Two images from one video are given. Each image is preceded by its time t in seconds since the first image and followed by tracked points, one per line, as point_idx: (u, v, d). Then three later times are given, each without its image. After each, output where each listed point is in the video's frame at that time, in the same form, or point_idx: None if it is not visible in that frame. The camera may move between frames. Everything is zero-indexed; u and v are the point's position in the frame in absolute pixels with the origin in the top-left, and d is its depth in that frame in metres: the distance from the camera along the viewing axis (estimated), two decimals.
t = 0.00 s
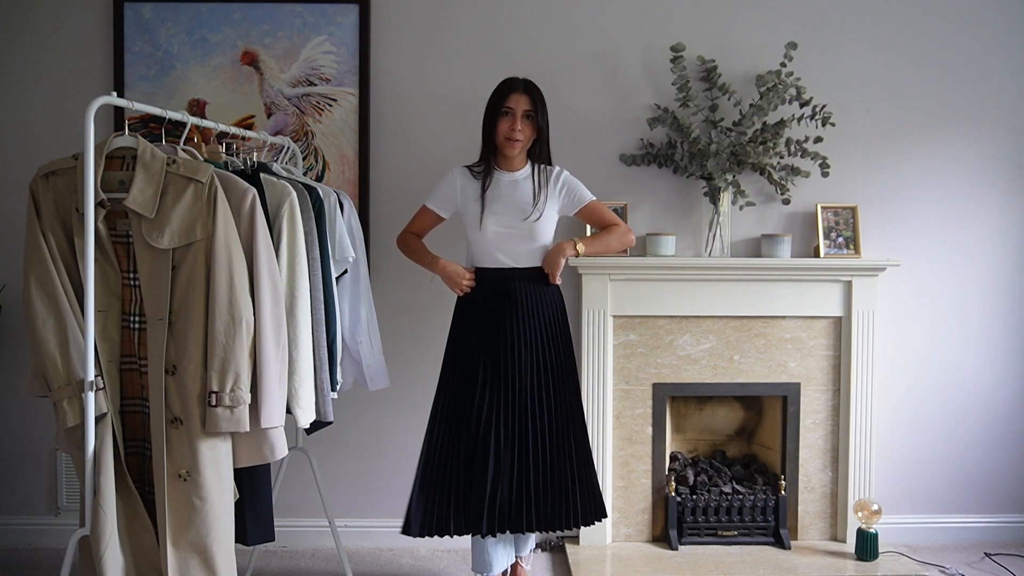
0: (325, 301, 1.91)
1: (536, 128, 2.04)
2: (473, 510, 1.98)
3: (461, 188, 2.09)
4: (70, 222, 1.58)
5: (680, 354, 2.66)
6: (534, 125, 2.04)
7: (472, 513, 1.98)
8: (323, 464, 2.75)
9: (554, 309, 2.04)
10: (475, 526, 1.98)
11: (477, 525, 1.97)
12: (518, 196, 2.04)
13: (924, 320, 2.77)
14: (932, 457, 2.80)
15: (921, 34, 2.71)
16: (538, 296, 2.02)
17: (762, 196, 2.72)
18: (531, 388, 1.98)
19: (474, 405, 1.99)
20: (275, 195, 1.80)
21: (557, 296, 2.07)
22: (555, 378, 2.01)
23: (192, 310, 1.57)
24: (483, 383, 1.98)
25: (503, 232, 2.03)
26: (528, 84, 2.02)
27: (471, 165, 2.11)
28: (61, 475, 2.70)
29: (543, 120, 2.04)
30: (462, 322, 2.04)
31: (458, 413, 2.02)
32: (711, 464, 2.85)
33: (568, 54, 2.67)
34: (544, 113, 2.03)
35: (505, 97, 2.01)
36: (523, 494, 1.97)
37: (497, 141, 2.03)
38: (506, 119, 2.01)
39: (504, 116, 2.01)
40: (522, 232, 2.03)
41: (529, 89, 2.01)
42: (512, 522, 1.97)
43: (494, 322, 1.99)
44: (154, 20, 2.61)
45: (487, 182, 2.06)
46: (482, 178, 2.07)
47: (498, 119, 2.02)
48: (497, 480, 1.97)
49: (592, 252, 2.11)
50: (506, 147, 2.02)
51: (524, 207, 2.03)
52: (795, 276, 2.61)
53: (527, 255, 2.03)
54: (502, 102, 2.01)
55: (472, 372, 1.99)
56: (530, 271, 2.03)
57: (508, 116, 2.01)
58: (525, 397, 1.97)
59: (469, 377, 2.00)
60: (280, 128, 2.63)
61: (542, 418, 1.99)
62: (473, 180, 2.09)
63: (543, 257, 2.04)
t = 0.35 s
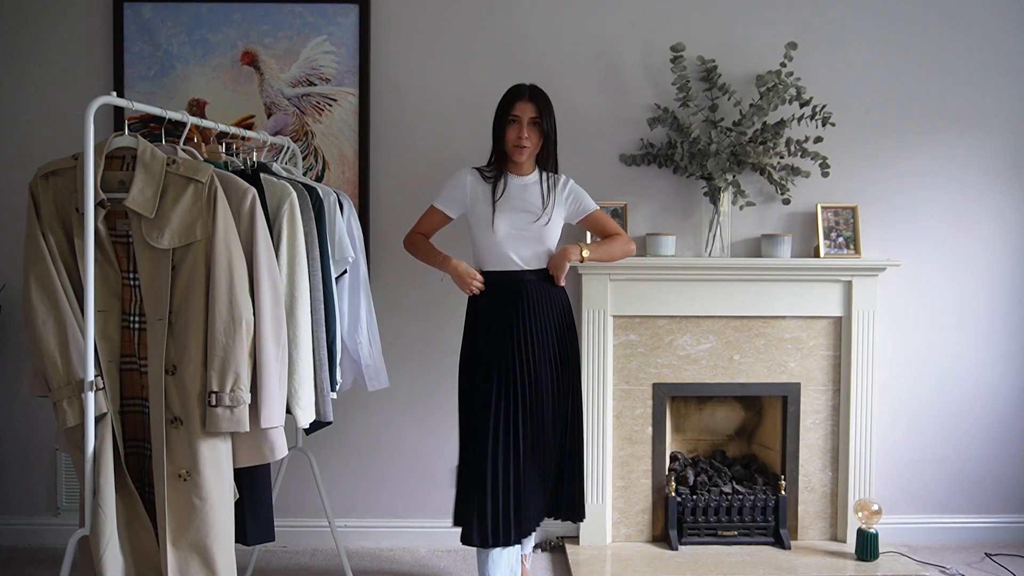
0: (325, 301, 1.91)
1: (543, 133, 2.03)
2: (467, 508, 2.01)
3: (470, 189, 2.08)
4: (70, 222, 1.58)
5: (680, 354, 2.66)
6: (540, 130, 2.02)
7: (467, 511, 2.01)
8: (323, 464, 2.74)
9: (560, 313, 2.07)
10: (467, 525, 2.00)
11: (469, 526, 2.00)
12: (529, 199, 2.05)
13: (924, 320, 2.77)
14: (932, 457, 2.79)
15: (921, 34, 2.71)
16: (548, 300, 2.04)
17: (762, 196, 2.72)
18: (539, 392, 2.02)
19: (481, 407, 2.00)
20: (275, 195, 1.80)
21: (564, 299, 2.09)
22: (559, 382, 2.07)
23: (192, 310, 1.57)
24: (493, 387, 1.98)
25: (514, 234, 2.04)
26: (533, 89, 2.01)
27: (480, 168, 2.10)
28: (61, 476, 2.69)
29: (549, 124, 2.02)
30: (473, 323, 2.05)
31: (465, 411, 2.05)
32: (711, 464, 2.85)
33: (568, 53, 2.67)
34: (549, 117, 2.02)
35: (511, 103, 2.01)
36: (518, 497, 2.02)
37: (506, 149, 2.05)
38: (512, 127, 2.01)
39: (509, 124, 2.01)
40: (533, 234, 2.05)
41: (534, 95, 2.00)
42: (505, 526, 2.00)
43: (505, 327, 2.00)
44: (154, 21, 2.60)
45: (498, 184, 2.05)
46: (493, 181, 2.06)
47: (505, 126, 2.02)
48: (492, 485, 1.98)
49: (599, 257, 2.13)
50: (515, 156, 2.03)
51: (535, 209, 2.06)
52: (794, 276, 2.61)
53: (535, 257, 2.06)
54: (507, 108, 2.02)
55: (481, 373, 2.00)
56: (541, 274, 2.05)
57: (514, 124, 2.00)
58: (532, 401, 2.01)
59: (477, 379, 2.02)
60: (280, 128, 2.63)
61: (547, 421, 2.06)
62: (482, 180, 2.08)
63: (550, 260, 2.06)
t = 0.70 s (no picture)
0: (325, 301, 1.91)
1: (546, 135, 2.03)
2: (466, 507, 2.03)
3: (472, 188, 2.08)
4: (70, 222, 1.58)
5: (680, 354, 2.66)
6: (544, 133, 2.03)
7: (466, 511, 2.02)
8: (323, 464, 2.74)
9: (563, 313, 2.08)
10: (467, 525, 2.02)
11: (470, 526, 2.01)
12: (531, 201, 2.06)
13: (924, 321, 2.77)
14: (933, 457, 2.79)
15: (921, 34, 2.71)
16: (551, 299, 2.05)
17: (762, 196, 2.72)
18: (542, 394, 2.03)
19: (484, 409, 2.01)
20: (275, 195, 1.80)
21: (565, 299, 2.10)
22: (563, 383, 2.07)
23: (192, 310, 1.57)
24: (497, 388, 1.99)
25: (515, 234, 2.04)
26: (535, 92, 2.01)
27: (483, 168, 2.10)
28: (61, 476, 2.69)
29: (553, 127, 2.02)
30: (475, 323, 2.05)
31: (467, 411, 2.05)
32: (711, 464, 2.85)
33: (568, 54, 2.67)
34: (553, 120, 2.02)
35: (514, 107, 2.00)
36: (517, 500, 2.03)
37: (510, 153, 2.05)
38: (516, 130, 2.01)
39: (513, 127, 2.01)
40: (535, 234, 2.05)
41: (537, 98, 2.00)
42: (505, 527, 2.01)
43: (509, 327, 2.00)
44: (154, 20, 2.60)
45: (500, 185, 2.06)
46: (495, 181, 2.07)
47: (509, 128, 2.02)
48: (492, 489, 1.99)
49: (599, 259, 2.13)
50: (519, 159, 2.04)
51: (537, 211, 2.06)
52: (795, 276, 2.61)
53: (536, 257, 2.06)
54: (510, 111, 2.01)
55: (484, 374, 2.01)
56: (543, 273, 2.05)
57: (518, 127, 2.00)
58: (536, 404, 2.02)
59: (480, 380, 2.02)
60: (280, 128, 2.63)
61: (552, 422, 2.05)
62: (485, 180, 2.08)
63: (550, 261, 2.07)
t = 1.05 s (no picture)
0: (325, 301, 1.91)
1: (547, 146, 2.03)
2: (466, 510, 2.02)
3: (472, 188, 2.08)
4: (70, 222, 1.58)
5: (680, 354, 2.66)
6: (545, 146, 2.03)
7: (467, 513, 2.01)
8: (323, 464, 2.74)
9: (563, 312, 2.08)
10: (468, 526, 2.01)
11: (470, 526, 2.00)
12: (531, 202, 2.06)
13: (924, 321, 2.77)
14: (932, 457, 2.79)
15: (921, 34, 2.71)
16: (551, 299, 2.05)
17: (762, 196, 2.72)
18: (543, 392, 2.03)
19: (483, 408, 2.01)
20: (275, 195, 1.80)
21: (566, 300, 2.10)
22: (564, 381, 2.07)
23: (192, 310, 1.57)
24: (497, 387, 1.99)
25: (515, 233, 2.04)
26: (535, 103, 1.98)
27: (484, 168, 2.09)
28: (61, 476, 2.69)
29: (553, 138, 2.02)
30: (476, 324, 2.05)
31: (467, 412, 2.05)
32: (711, 464, 2.85)
33: (568, 53, 2.67)
34: (553, 131, 2.00)
35: (514, 121, 1.99)
36: (518, 498, 2.02)
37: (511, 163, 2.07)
38: (517, 145, 2.01)
39: (513, 140, 2.00)
40: (535, 234, 2.06)
41: (537, 110, 1.97)
42: (507, 527, 2.00)
43: (509, 327, 2.00)
44: (154, 21, 2.60)
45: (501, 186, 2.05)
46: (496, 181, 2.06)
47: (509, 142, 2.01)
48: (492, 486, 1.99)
49: (599, 259, 2.13)
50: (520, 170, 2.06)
51: (536, 211, 2.06)
52: (795, 276, 2.61)
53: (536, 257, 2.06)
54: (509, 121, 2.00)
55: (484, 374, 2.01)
56: (543, 273, 2.06)
57: (519, 143, 2.00)
58: (536, 402, 2.02)
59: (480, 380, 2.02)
60: (280, 128, 2.63)
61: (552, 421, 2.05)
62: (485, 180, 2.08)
63: (549, 261, 2.08)
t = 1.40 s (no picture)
0: (325, 301, 1.91)
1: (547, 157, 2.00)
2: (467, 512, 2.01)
3: (470, 192, 2.07)
4: (69, 222, 1.58)
5: (680, 354, 2.66)
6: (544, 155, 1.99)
7: (468, 516, 2.01)
8: (323, 464, 2.74)
9: (562, 315, 2.08)
10: (469, 530, 2.00)
11: (472, 528, 2.00)
12: (529, 208, 2.04)
13: (924, 321, 2.77)
14: (932, 457, 2.79)
15: (920, 33, 2.71)
16: (551, 301, 2.05)
17: (762, 196, 2.72)
18: (543, 393, 2.03)
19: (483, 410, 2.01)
20: (275, 195, 1.80)
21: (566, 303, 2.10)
22: (563, 383, 2.07)
23: (192, 311, 1.57)
24: (498, 389, 1.99)
25: (513, 238, 2.04)
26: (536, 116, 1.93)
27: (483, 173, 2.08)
28: (61, 476, 2.69)
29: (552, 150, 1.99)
30: (476, 327, 2.05)
31: (467, 415, 2.05)
32: (711, 464, 2.85)
33: (568, 53, 2.67)
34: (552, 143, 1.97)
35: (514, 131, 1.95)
36: (519, 500, 2.02)
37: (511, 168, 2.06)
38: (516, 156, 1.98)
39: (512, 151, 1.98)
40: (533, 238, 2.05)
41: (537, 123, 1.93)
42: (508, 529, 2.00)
43: (509, 330, 2.00)
44: (154, 21, 2.60)
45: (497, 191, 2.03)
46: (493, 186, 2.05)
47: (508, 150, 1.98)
48: (493, 487, 1.99)
49: (598, 262, 2.14)
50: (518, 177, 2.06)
51: (534, 218, 2.04)
52: (795, 276, 2.61)
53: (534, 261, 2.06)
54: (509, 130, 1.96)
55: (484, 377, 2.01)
56: (542, 276, 2.06)
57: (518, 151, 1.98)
58: (536, 403, 2.02)
59: (480, 382, 2.02)
60: (280, 128, 2.63)
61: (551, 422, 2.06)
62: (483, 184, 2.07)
63: (548, 266, 2.08)
